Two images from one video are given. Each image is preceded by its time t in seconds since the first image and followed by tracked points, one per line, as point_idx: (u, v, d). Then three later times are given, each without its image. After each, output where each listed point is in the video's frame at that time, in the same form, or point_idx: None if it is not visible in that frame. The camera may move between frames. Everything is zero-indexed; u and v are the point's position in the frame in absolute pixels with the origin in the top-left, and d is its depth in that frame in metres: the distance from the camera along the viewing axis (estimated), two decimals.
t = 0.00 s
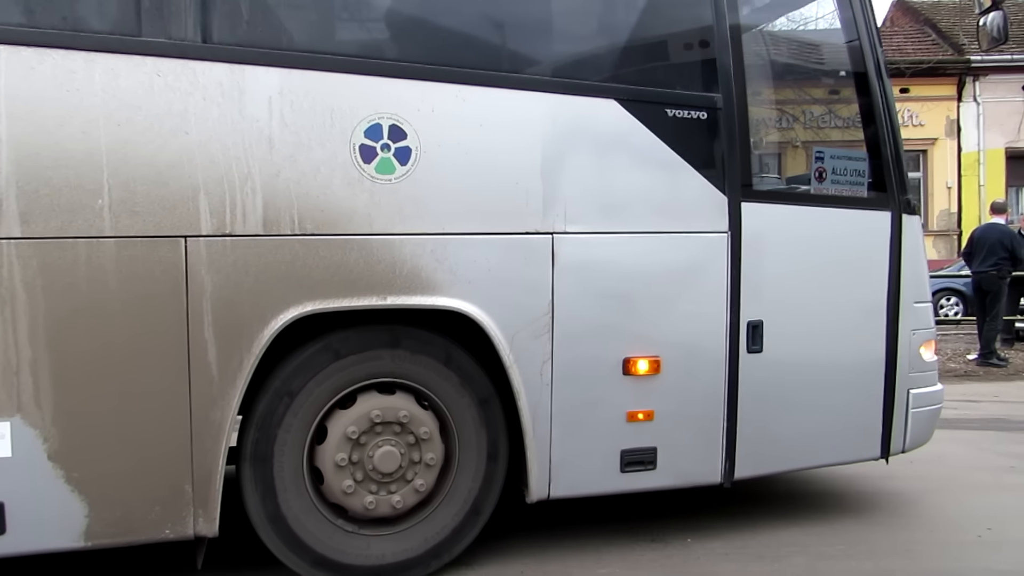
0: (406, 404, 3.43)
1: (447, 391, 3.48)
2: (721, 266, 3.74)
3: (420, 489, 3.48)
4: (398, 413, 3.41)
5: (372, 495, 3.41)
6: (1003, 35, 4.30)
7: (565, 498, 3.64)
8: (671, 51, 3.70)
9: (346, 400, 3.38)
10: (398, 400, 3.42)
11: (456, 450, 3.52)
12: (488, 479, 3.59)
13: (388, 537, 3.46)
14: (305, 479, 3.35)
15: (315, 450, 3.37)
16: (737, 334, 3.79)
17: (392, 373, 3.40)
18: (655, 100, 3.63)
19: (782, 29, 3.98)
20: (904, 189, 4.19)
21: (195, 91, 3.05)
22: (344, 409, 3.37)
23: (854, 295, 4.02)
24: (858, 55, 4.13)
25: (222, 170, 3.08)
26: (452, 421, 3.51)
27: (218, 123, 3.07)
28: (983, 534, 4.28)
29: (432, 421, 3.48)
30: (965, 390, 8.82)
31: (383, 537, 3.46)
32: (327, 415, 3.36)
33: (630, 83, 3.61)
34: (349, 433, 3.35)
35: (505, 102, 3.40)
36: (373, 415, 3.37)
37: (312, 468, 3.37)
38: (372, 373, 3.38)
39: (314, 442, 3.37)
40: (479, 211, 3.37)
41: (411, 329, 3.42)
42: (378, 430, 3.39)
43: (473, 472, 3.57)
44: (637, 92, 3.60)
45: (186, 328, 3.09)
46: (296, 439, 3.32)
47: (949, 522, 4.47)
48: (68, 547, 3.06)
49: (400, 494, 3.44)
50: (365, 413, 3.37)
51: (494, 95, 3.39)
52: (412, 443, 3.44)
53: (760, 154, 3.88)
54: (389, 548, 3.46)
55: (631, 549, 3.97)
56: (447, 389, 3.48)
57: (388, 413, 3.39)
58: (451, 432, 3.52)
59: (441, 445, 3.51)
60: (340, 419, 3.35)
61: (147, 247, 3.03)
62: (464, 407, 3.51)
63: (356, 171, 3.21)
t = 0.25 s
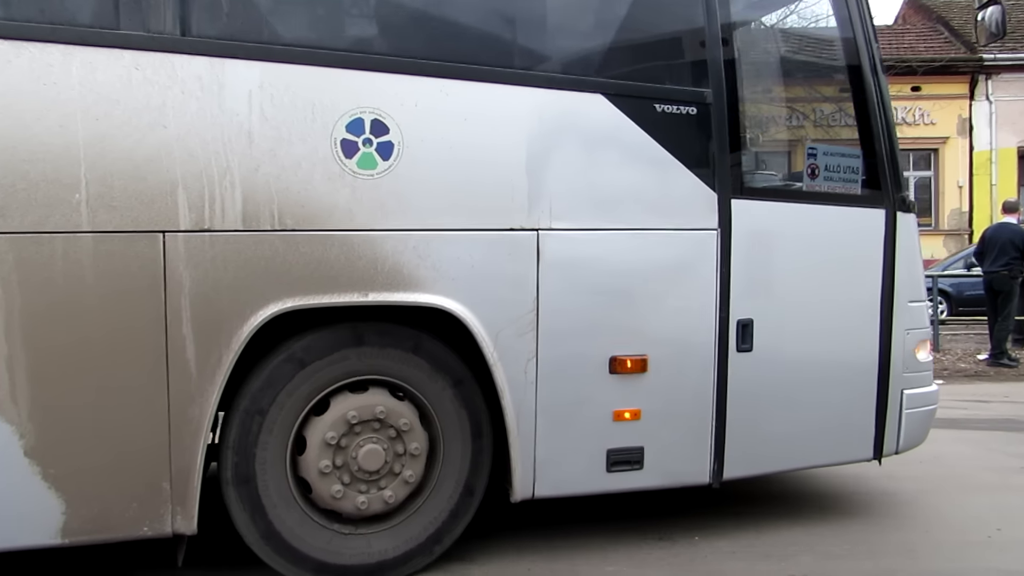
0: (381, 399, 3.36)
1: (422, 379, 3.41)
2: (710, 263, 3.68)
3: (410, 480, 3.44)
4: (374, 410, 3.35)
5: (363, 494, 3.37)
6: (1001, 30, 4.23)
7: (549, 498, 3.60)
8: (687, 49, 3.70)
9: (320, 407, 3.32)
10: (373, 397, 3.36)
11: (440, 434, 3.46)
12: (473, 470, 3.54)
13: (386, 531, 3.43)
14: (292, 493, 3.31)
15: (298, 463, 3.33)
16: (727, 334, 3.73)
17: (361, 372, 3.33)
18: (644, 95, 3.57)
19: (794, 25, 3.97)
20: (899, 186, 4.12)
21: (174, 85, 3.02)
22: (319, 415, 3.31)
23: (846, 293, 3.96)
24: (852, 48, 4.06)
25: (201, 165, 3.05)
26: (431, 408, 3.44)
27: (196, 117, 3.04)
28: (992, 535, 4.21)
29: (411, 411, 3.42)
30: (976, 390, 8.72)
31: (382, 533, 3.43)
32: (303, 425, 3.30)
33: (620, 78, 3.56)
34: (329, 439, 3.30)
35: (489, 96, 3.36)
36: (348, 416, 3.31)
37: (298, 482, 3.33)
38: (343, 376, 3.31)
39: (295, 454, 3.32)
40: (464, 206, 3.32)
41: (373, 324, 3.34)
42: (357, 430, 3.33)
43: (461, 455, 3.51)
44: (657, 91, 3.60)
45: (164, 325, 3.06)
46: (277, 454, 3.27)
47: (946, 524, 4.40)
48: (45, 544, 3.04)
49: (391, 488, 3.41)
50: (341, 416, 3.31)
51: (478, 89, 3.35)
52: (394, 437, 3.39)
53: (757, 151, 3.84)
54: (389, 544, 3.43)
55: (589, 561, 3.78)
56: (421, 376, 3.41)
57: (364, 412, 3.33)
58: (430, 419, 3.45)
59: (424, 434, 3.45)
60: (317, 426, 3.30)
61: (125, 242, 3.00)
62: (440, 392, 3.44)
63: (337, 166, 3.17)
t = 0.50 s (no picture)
0: (352, 395, 3.30)
1: (390, 368, 3.34)
2: (700, 260, 3.62)
3: (399, 468, 3.40)
4: (347, 406, 3.29)
5: (355, 491, 3.34)
6: (1003, 21, 4.14)
7: (535, 497, 3.55)
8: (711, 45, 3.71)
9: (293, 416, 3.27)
10: (343, 395, 3.30)
11: (420, 417, 3.40)
12: (460, 459, 3.49)
13: (387, 521, 3.42)
14: (283, 507, 3.28)
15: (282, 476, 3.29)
16: (717, 331, 3.66)
17: (325, 374, 3.26)
18: (632, 88, 3.51)
19: (809, 20, 3.94)
20: (897, 181, 4.04)
21: (150, 78, 2.99)
22: (293, 426, 3.26)
23: (841, 291, 3.88)
24: (848, 38, 3.98)
25: (179, 159, 3.01)
26: (405, 392, 3.38)
27: (174, 110, 3.00)
28: (1009, 533, 4.14)
29: (387, 400, 3.36)
30: (992, 389, 8.59)
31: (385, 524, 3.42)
32: (281, 437, 3.26)
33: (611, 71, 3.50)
34: (307, 447, 3.25)
35: (472, 90, 3.31)
36: (323, 420, 3.26)
37: (287, 495, 3.30)
38: (309, 382, 3.25)
39: (278, 468, 3.29)
40: (447, 201, 3.27)
41: (324, 324, 3.26)
42: (335, 431, 3.28)
43: (445, 433, 3.45)
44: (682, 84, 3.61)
45: (141, 320, 3.03)
46: (260, 471, 3.24)
47: (946, 525, 4.32)
48: (22, 540, 3.02)
49: (382, 480, 3.37)
50: (315, 420, 3.26)
51: (461, 82, 3.30)
52: (374, 428, 3.34)
53: (756, 146, 3.79)
54: (394, 534, 3.43)
55: (592, 556, 3.78)
56: (388, 364, 3.34)
57: (338, 412, 3.28)
58: (406, 402, 3.39)
59: (403, 419, 3.39)
60: (294, 436, 3.25)
61: (101, 237, 2.97)
62: (411, 375, 3.37)
63: (318, 160, 3.13)
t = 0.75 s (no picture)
0: (327, 396, 3.23)
1: (360, 362, 3.25)
2: (697, 257, 3.53)
3: (393, 456, 3.33)
4: (325, 409, 3.22)
5: (354, 489, 3.29)
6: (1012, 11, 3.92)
7: (528, 498, 3.49)
8: (745, 40, 3.70)
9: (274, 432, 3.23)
10: (318, 399, 3.22)
11: (402, 402, 3.32)
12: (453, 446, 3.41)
13: (396, 509, 3.38)
14: (286, 521, 3.24)
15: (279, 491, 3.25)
16: (715, 331, 3.58)
17: (293, 384, 3.19)
18: (626, 82, 3.43)
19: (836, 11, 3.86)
20: (904, 176, 3.93)
21: (134, 74, 2.96)
22: (276, 440, 3.22)
23: (845, 289, 3.78)
24: (852, 27, 3.86)
25: (163, 156, 2.98)
26: (381, 379, 3.29)
27: (158, 107, 2.98)
28: None
29: (365, 392, 3.28)
30: (1017, 387, 8.43)
31: (394, 512, 3.38)
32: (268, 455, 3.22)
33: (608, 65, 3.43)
34: (294, 459, 3.20)
35: (461, 84, 3.25)
36: (303, 429, 3.20)
37: (288, 509, 3.26)
38: (280, 396, 3.18)
39: (273, 484, 3.25)
40: (435, 197, 3.21)
41: (279, 335, 3.17)
42: (319, 437, 3.22)
43: (433, 415, 3.37)
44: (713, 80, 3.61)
45: (126, 319, 3.00)
46: (256, 489, 3.20)
47: (955, 528, 4.21)
48: (10, 538, 3.00)
49: (379, 471, 3.32)
50: (297, 429, 3.20)
51: (451, 77, 3.24)
52: (357, 423, 3.27)
53: (762, 140, 3.73)
54: (404, 521, 3.39)
55: (591, 556, 3.73)
56: (356, 356, 3.25)
57: (318, 417, 3.22)
58: (383, 387, 3.30)
59: (386, 408, 3.31)
60: (279, 450, 3.20)
61: (85, 235, 2.95)
62: (382, 361, 3.28)
63: (304, 156, 3.09)
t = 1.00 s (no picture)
0: (321, 403, 3.20)
1: (348, 362, 3.21)
2: (709, 256, 3.45)
3: (402, 447, 3.30)
4: (322, 415, 3.20)
5: (370, 486, 3.28)
6: None
7: (538, 501, 3.44)
8: (787, 33, 3.66)
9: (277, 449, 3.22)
10: (312, 408, 3.20)
11: (399, 391, 3.28)
12: (461, 438, 3.36)
13: (416, 496, 3.36)
14: (309, 530, 3.25)
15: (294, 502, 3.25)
16: (730, 331, 3.50)
17: (282, 398, 3.17)
18: (637, 77, 3.36)
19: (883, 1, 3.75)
20: (929, 172, 3.80)
21: (140, 74, 2.96)
22: (281, 453, 3.21)
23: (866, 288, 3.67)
24: (874, 20, 3.74)
25: (168, 156, 2.98)
26: (371, 372, 3.25)
27: (163, 107, 2.98)
28: None
29: (360, 390, 3.25)
30: None
31: (415, 498, 3.36)
32: (277, 472, 3.22)
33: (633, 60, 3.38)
34: (301, 470, 3.19)
35: (468, 82, 3.21)
36: (304, 440, 3.19)
37: (307, 518, 3.26)
38: (273, 414, 3.17)
39: (288, 497, 3.25)
40: (441, 195, 3.17)
41: (258, 354, 3.14)
42: (323, 444, 3.20)
43: (434, 402, 3.32)
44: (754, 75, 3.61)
45: (133, 318, 3.01)
46: (273, 504, 3.21)
47: (984, 535, 4.07)
48: (20, 534, 3.02)
49: (392, 464, 3.29)
50: (299, 440, 3.19)
51: (457, 74, 3.20)
52: (358, 421, 3.23)
53: (786, 135, 3.67)
54: (427, 506, 3.38)
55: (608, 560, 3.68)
56: (342, 357, 3.21)
57: (316, 425, 3.20)
58: (376, 380, 3.26)
59: (385, 401, 3.27)
60: (286, 464, 3.20)
61: (92, 235, 2.96)
62: (369, 355, 3.23)
63: (308, 155, 3.07)
